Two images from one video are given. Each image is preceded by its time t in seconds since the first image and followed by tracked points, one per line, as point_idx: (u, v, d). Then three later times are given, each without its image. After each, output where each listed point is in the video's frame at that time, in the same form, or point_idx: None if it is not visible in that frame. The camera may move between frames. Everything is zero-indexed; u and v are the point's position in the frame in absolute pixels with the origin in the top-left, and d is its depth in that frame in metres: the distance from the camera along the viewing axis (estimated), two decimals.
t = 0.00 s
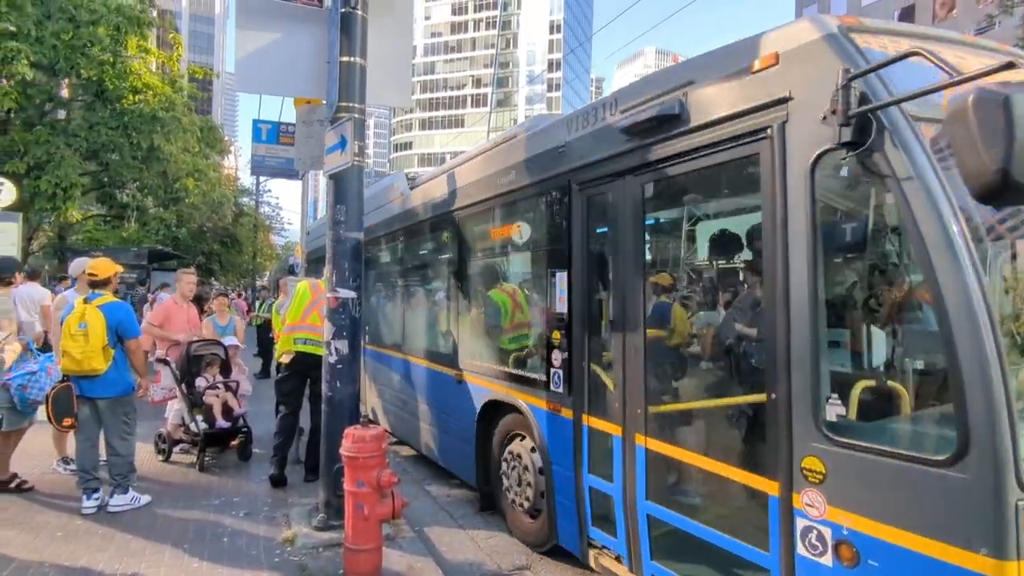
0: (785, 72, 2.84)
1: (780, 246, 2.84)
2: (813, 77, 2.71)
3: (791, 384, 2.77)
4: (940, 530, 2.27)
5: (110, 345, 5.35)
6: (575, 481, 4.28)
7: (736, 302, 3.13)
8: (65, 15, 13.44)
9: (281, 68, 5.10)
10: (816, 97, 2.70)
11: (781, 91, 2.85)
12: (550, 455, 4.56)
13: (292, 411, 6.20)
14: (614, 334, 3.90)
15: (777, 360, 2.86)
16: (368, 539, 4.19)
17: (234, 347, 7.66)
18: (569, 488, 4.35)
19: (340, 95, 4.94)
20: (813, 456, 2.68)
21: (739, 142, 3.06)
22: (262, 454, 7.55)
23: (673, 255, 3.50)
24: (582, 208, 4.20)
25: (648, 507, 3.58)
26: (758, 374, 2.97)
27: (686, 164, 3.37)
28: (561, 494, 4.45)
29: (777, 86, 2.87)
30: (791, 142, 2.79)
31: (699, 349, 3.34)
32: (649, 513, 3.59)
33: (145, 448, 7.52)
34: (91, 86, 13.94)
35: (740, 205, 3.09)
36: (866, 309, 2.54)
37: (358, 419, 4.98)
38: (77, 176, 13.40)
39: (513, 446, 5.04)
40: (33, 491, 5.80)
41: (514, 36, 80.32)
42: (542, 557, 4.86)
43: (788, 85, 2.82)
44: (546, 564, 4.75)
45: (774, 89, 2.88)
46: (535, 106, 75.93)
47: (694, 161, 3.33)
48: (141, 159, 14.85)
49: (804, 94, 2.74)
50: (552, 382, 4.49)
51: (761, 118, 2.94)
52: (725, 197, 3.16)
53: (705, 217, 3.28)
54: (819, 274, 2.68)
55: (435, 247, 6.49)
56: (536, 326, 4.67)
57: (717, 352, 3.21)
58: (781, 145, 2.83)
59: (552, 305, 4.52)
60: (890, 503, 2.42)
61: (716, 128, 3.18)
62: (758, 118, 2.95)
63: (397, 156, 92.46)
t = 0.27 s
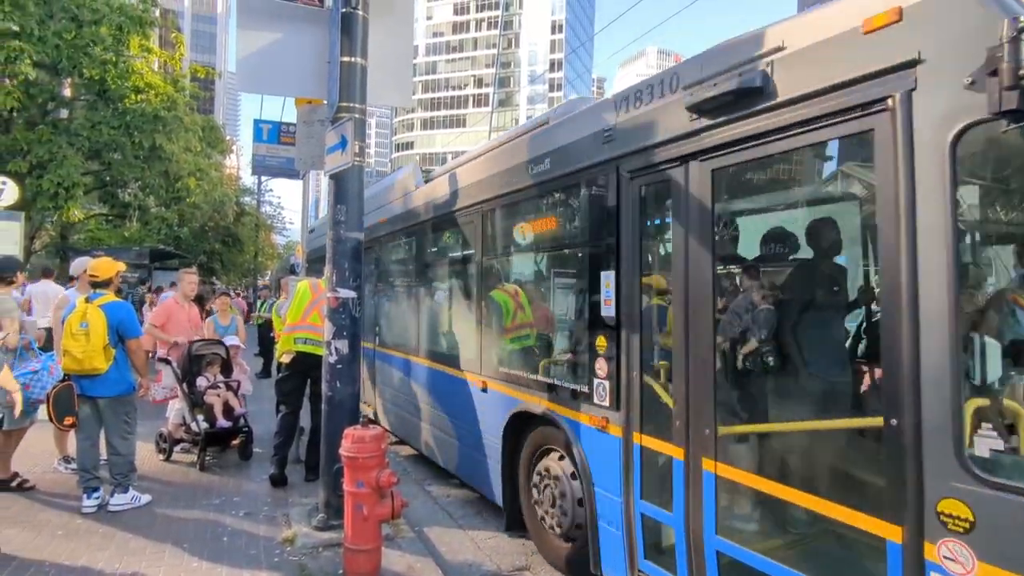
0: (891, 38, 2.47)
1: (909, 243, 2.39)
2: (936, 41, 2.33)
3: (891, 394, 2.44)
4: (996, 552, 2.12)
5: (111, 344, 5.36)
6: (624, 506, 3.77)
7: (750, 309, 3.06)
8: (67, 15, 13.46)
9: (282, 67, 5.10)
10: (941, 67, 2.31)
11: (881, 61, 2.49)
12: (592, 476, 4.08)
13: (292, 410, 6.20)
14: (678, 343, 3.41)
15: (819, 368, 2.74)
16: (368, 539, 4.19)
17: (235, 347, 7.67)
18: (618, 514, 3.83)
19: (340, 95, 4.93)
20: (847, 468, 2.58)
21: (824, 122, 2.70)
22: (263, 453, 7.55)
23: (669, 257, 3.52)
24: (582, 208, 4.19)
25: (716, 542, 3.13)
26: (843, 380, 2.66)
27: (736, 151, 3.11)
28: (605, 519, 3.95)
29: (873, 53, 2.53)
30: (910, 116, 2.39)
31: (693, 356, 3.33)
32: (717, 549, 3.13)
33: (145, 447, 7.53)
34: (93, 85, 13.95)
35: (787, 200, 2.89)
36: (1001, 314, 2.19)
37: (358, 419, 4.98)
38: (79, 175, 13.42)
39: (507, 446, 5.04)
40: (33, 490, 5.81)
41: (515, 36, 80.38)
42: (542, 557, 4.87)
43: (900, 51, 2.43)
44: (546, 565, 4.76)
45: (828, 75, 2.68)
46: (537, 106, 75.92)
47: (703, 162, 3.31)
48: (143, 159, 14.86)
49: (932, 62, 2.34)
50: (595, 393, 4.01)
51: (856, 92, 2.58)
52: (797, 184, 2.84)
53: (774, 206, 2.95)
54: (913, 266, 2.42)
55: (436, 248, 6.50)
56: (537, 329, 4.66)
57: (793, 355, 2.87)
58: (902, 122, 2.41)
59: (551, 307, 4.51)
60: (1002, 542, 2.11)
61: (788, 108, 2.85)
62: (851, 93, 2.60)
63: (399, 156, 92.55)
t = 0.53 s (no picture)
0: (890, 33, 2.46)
1: None
2: (935, 37, 2.32)
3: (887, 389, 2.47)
4: None
5: (108, 345, 5.34)
6: (692, 539, 3.27)
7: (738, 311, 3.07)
8: (65, 14, 13.41)
9: (279, 68, 5.09)
10: (937, 61, 2.31)
11: (879, 58, 2.48)
12: (649, 501, 3.59)
13: (290, 411, 6.19)
14: (759, 350, 2.94)
15: (806, 369, 2.73)
16: (366, 540, 4.19)
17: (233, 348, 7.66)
18: (683, 548, 3.34)
19: (338, 96, 4.93)
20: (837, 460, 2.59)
21: (824, 119, 2.69)
22: (260, 454, 7.55)
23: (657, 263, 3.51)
24: (581, 209, 4.16)
25: None
26: (840, 380, 2.64)
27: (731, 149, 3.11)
28: (667, 551, 3.44)
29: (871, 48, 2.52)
30: (899, 110, 2.43)
31: (681, 360, 3.33)
32: None
33: (143, 448, 7.53)
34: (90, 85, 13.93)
35: (775, 199, 2.89)
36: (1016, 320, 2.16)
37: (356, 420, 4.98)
38: (76, 175, 13.39)
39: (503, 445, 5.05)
40: (31, 491, 5.80)
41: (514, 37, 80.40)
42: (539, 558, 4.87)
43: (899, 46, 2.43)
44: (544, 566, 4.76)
45: (821, 74, 2.70)
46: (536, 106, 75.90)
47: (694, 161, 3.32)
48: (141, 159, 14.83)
49: (935, 56, 2.32)
50: (653, 407, 3.52)
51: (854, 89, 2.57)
52: (793, 182, 2.82)
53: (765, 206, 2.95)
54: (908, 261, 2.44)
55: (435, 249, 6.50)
56: (535, 331, 4.66)
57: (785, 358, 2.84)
58: (907, 117, 2.41)
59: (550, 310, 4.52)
60: None
61: (785, 106, 2.85)
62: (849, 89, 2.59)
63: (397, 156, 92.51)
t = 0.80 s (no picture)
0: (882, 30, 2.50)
1: None
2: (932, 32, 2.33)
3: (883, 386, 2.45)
4: None
5: (107, 346, 5.34)
6: None
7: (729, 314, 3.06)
8: (63, 14, 13.38)
9: (278, 68, 5.09)
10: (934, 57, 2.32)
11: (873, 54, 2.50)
12: (733, 533, 3.05)
13: (289, 411, 6.19)
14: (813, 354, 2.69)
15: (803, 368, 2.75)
16: (364, 541, 4.18)
17: (232, 347, 7.65)
18: None
19: (337, 96, 4.93)
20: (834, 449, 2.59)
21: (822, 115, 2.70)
22: (259, 454, 7.54)
23: (656, 264, 3.50)
24: (581, 208, 4.16)
25: None
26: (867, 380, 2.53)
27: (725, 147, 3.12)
28: None
29: (867, 45, 2.54)
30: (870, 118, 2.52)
31: (679, 360, 3.33)
32: None
33: (142, 448, 7.52)
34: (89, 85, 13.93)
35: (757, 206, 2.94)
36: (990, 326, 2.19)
37: (354, 421, 4.98)
38: (74, 175, 13.37)
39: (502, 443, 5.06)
40: (28, 491, 5.79)
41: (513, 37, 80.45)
42: (538, 559, 4.87)
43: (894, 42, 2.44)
44: (542, 566, 4.76)
45: (817, 71, 2.72)
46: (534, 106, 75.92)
47: (690, 159, 3.32)
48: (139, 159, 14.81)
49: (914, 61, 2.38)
50: (740, 423, 2.98)
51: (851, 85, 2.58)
52: (787, 179, 2.83)
53: (760, 205, 2.93)
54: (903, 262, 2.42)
55: (435, 249, 6.50)
56: (535, 332, 4.66)
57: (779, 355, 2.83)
58: (907, 114, 2.41)
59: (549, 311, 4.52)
60: None
61: (782, 102, 2.86)
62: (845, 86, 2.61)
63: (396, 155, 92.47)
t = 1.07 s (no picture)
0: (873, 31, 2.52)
1: None
2: (921, 30, 2.34)
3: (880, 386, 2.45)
4: None
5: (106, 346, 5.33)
6: None
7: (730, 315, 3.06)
8: (62, 14, 13.37)
9: (277, 69, 5.09)
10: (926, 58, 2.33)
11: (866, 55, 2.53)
12: None
13: (288, 412, 6.18)
14: (808, 356, 2.68)
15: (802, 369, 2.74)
16: (363, 541, 4.18)
17: (231, 347, 7.64)
18: None
19: (336, 96, 4.93)
20: (828, 445, 2.58)
21: (819, 117, 2.70)
22: (258, 455, 7.54)
23: (656, 265, 3.49)
24: (580, 209, 4.15)
25: None
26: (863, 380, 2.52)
27: (724, 148, 3.13)
28: None
29: (858, 46, 2.57)
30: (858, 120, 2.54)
31: (678, 361, 3.33)
32: None
33: (141, 448, 7.51)
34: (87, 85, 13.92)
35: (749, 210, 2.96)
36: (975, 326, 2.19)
37: (354, 421, 4.98)
38: (73, 175, 13.35)
39: (501, 442, 5.06)
40: (27, 492, 5.79)
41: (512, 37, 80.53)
42: (537, 559, 4.87)
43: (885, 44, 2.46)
44: (541, 566, 4.75)
45: (811, 72, 2.74)
46: (534, 106, 75.94)
47: (690, 159, 3.31)
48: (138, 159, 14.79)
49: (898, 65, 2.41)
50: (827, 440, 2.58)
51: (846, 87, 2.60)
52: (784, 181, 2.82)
53: (757, 206, 2.93)
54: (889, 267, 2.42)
55: (434, 249, 6.50)
56: (535, 333, 4.65)
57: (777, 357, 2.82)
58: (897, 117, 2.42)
59: (549, 313, 4.52)
60: None
61: (778, 103, 2.87)
62: (839, 87, 2.63)
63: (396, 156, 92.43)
